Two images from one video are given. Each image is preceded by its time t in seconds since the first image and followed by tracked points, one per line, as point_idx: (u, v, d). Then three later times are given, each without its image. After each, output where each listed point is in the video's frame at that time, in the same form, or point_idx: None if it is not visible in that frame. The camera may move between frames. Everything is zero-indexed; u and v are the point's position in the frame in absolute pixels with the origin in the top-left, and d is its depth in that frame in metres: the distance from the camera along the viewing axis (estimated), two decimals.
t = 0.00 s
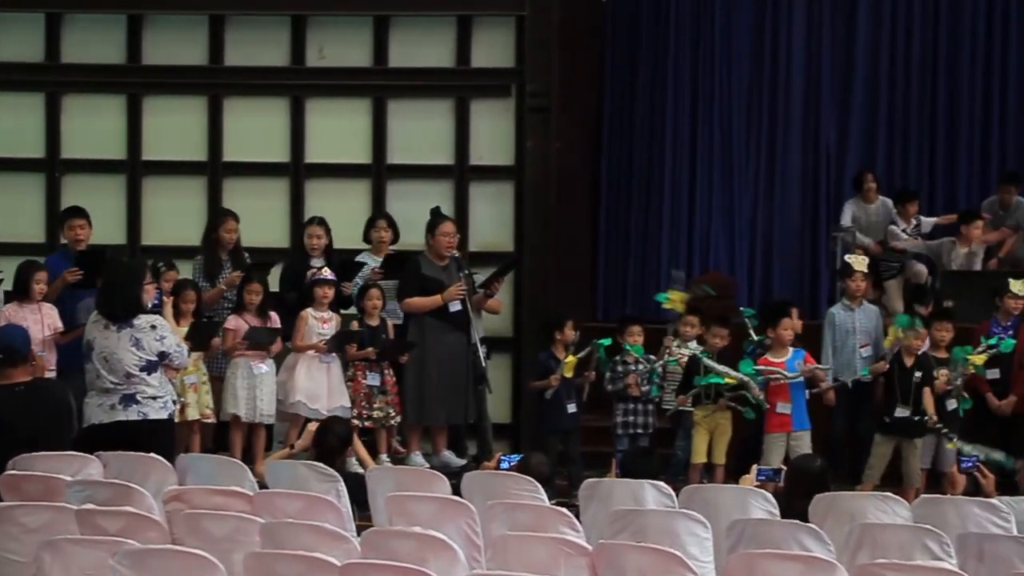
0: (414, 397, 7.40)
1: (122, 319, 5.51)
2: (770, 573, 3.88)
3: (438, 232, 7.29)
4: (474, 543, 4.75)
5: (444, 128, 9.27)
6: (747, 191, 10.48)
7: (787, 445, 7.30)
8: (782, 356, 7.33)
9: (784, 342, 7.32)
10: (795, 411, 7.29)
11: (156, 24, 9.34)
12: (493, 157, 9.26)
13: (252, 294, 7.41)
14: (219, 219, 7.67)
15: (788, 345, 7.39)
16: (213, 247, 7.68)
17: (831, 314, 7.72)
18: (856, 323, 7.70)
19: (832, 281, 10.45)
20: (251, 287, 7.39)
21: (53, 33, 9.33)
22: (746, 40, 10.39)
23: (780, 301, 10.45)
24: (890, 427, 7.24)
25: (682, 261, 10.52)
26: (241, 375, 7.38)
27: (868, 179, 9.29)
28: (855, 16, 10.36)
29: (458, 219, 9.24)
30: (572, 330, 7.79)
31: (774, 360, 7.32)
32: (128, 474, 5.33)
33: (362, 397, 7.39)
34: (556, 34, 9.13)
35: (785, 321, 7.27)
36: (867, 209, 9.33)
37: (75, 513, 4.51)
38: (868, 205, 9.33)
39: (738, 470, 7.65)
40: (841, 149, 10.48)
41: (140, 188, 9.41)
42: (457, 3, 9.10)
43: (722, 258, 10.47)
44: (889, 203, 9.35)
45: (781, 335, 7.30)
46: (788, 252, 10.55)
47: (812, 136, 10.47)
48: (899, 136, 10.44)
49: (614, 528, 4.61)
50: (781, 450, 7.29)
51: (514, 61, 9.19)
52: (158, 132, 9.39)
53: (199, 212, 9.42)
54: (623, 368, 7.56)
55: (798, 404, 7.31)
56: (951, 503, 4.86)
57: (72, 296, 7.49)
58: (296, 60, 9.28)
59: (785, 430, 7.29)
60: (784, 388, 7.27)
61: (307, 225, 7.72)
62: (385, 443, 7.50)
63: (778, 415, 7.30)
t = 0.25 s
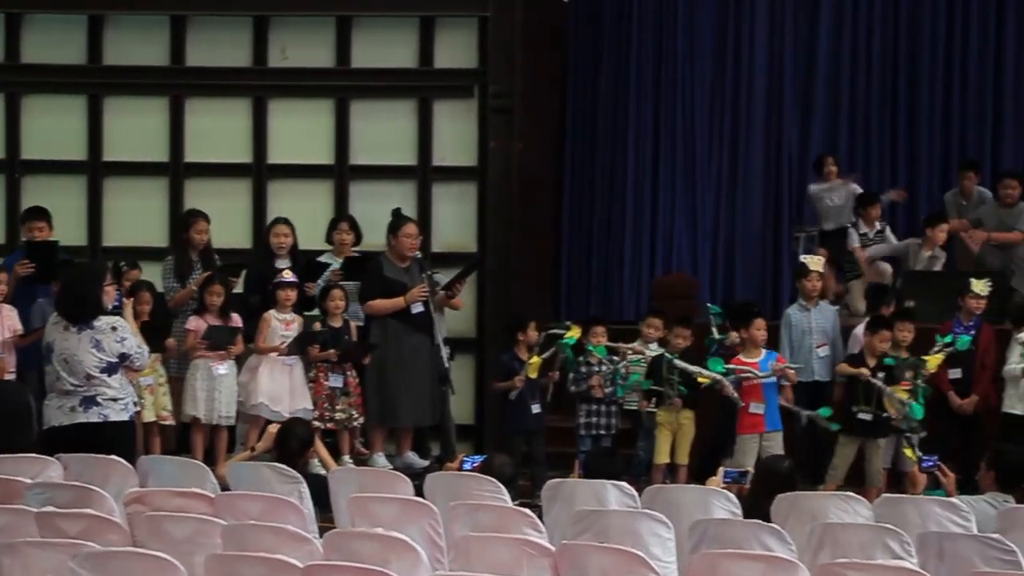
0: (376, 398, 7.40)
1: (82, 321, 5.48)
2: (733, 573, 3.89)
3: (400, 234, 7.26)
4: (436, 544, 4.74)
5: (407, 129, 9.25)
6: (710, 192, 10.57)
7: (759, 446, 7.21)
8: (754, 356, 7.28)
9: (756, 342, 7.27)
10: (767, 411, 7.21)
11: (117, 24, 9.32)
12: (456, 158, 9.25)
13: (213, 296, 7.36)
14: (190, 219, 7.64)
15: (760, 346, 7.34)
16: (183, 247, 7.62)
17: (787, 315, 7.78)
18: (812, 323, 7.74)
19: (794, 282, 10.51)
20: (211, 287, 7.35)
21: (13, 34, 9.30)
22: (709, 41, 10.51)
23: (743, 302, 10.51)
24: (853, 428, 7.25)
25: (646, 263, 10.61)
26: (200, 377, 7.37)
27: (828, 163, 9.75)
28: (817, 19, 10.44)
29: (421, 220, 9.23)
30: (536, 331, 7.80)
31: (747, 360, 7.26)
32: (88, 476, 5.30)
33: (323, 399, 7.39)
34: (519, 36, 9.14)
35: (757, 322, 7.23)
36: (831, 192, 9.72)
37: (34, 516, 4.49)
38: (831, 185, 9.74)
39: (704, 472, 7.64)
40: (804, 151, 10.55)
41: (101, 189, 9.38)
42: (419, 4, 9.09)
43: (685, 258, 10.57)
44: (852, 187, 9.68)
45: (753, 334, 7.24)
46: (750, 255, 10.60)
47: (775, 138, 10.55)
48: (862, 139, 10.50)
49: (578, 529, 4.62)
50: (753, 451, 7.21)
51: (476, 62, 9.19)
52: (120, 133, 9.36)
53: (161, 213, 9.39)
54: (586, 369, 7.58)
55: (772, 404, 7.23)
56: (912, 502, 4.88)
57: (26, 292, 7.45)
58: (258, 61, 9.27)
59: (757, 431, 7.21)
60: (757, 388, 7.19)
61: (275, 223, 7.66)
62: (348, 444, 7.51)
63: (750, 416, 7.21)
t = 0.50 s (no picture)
0: (344, 398, 7.38)
1: (49, 324, 5.46)
2: (701, 573, 3.89)
3: (368, 235, 7.25)
4: (405, 546, 4.73)
5: (374, 130, 9.24)
6: (677, 193, 10.60)
7: (733, 447, 7.27)
8: (732, 357, 7.36)
9: (734, 344, 7.34)
10: (745, 413, 7.27)
11: (82, 26, 9.29)
12: (424, 160, 9.23)
13: (183, 299, 7.30)
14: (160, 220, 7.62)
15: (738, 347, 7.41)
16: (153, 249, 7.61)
17: (749, 317, 7.81)
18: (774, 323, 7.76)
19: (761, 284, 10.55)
20: (179, 290, 7.29)
21: None
22: (677, 42, 10.53)
23: (710, 305, 10.54)
24: (821, 427, 7.28)
25: (613, 264, 10.61)
26: (170, 378, 7.32)
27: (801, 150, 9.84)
28: (783, 21, 10.48)
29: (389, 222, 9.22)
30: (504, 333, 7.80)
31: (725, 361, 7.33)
32: (55, 479, 5.28)
33: (292, 401, 7.40)
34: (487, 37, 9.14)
35: (734, 323, 7.29)
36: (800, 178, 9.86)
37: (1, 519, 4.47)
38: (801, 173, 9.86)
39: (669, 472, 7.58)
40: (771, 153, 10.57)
41: (67, 191, 9.35)
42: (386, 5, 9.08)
43: (652, 259, 10.60)
44: (823, 173, 9.82)
45: (730, 336, 7.30)
46: (718, 256, 10.63)
47: (742, 139, 10.56)
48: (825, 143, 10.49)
49: (546, 530, 4.63)
50: (727, 451, 7.26)
51: (444, 63, 9.18)
52: (85, 135, 9.33)
53: (128, 215, 9.37)
54: (556, 370, 7.59)
55: (749, 405, 7.29)
56: (879, 502, 4.88)
57: None
58: (225, 62, 9.25)
59: (734, 431, 7.26)
60: (734, 389, 7.26)
61: (238, 230, 7.66)
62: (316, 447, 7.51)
63: (729, 417, 7.27)
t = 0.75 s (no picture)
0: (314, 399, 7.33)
1: (18, 324, 5.46)
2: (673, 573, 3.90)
3: (338, 236, 7.23)
4: (376, 546, 4.73)
5: (346, 131, 9.23)
6: (648, 194, 10.63)
7: (705, 446, 7.28)
8: (708, 358, 7.38)
9: (711, 345, 7.38)
10: (718, 413, 7.27)
11: (51, 26, 9.27)
12: (395, 161, 9.22)
13: (157, 299, 7.29)
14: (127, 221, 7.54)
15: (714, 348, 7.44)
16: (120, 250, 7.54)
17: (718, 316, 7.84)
18: (742, 323, 7.80)
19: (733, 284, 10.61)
20: (154, 291, 7.27)
21: None
22: (648, 43, 10.57)
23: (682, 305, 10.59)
24: (788, 427, 7.28)
25: (586, 265, 10.64)
26: (148, 379, 7.30)
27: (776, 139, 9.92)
28: (754, 23, 10.49)
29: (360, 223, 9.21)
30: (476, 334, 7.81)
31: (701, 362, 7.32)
32: (24, 481, 5.26)
33: (263, 401, 7.37)
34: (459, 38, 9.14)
35: (712, 325, 7.35)
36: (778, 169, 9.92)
37: None
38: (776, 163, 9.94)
39: (637, 469, 7.58)
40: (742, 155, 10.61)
41: (37, 192, 9.32)
42: (358, 5, 9.07)
43: (625, 260, 10.65)
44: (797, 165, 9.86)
45: (707, 338, 7.36)
46: (690, 256, 10.69)
47: (713, 140, 10.59)
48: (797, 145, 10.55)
49: (517, 531, 4.63)
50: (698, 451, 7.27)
51: (416, 64, 9.17)
52: (55, 135, 9.30)
53: (98, 215, 9.34)
54: (527, 373, 7.54)
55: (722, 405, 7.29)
56: (849, 503, 4.86)
57: None
58: (196, 63, 9.22)
59: (706, 431, 7.27)
60: (710, 389, 7.25)
61: (202, 231, 7.64)
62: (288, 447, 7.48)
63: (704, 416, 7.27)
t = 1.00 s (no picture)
0: (279, 401, 7.33)
1: None
2: (638, 574, 3.90)
3: (303, 238, 7.21)
4: (342, 549, 4.72)
5: (311, 133, 9.20)
6: (614, 195, 10.64)
7: (671, 448, 7.31)
8: (674, 360, 7.33)
9: (676, 348, 7.33)
10: (682, 416, 7.29)
11: (14, 27, 9.26)
12: (360, 162, 9.20)
13: (124, 302, 7.27)
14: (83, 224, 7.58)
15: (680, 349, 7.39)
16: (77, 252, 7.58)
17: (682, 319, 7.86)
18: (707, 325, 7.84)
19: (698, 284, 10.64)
20: (121, 294, 7.25)
21: None
22: (613, 44, 10.57)
23: (647, 307, 10.61)
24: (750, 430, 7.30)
25: (551, 266, 10.65)
26: (121, 381, 7.23)
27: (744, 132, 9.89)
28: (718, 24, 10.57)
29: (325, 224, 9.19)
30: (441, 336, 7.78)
31: (667, 364, 7.31)
32: None
33: (226, 404, 7.32)
34: (423, 40, 9.13)
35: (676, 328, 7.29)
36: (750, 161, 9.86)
37: None
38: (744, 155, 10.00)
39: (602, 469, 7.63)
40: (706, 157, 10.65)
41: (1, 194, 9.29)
42: (322, 7, 9.07)
43: (590, 260, 10.67)
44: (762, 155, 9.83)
45: (672, 341, 7.31)
46: (656, 258, 10.67)
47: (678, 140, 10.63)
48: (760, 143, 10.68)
49: (483, 533, 4.62)
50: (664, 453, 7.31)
51: (381, 66, 9.16)
52: (19, 137, 9.28)
53: (62, 217, 9.31)
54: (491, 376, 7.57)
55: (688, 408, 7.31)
56: (814, 504, 4.85)
57: None
58: (160, 64, 9.20)
59: (671, 433, 7.30)
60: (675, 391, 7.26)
61: (162, 234, 7.61)
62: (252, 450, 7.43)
63: (668, 417, 7.29)
